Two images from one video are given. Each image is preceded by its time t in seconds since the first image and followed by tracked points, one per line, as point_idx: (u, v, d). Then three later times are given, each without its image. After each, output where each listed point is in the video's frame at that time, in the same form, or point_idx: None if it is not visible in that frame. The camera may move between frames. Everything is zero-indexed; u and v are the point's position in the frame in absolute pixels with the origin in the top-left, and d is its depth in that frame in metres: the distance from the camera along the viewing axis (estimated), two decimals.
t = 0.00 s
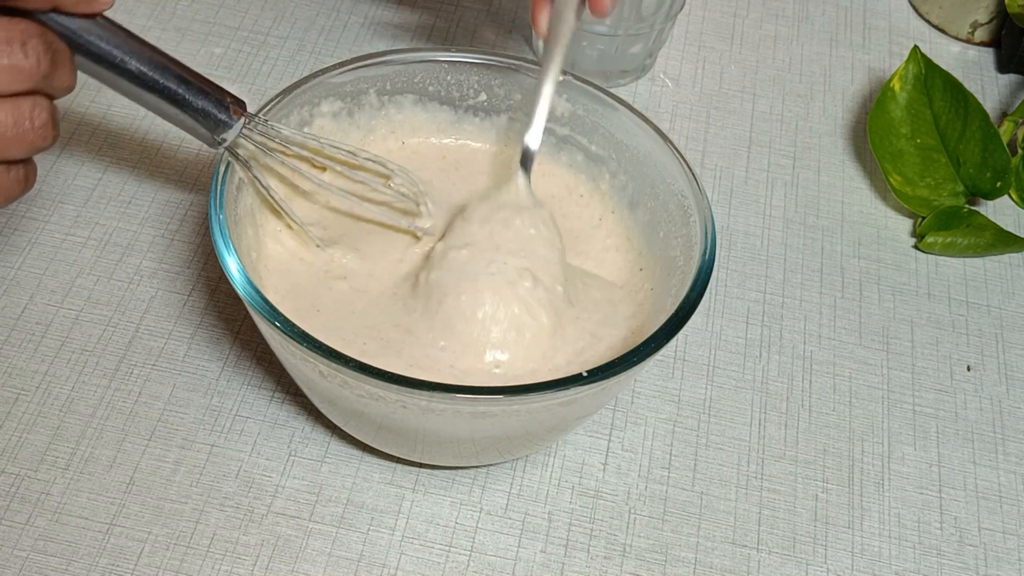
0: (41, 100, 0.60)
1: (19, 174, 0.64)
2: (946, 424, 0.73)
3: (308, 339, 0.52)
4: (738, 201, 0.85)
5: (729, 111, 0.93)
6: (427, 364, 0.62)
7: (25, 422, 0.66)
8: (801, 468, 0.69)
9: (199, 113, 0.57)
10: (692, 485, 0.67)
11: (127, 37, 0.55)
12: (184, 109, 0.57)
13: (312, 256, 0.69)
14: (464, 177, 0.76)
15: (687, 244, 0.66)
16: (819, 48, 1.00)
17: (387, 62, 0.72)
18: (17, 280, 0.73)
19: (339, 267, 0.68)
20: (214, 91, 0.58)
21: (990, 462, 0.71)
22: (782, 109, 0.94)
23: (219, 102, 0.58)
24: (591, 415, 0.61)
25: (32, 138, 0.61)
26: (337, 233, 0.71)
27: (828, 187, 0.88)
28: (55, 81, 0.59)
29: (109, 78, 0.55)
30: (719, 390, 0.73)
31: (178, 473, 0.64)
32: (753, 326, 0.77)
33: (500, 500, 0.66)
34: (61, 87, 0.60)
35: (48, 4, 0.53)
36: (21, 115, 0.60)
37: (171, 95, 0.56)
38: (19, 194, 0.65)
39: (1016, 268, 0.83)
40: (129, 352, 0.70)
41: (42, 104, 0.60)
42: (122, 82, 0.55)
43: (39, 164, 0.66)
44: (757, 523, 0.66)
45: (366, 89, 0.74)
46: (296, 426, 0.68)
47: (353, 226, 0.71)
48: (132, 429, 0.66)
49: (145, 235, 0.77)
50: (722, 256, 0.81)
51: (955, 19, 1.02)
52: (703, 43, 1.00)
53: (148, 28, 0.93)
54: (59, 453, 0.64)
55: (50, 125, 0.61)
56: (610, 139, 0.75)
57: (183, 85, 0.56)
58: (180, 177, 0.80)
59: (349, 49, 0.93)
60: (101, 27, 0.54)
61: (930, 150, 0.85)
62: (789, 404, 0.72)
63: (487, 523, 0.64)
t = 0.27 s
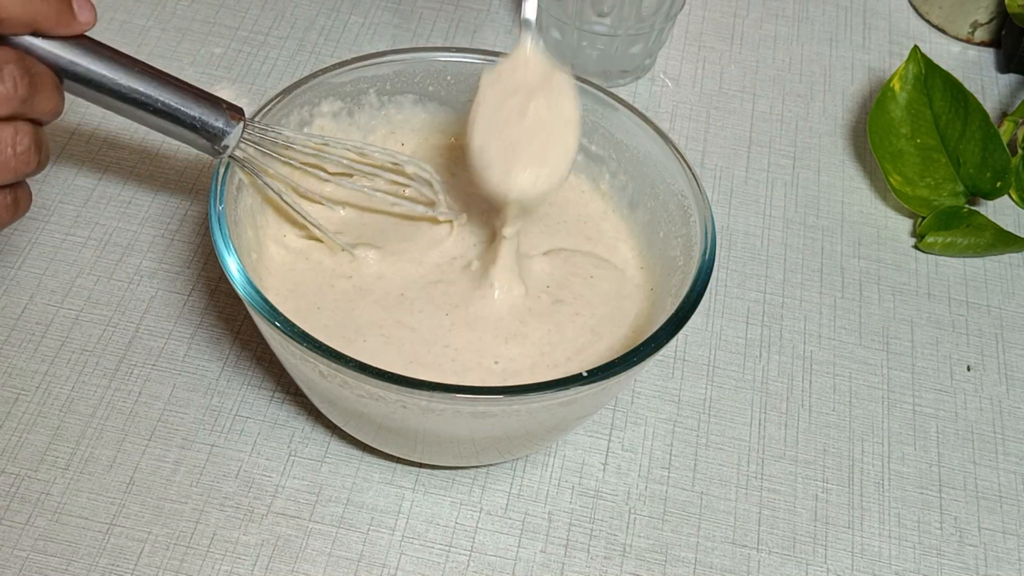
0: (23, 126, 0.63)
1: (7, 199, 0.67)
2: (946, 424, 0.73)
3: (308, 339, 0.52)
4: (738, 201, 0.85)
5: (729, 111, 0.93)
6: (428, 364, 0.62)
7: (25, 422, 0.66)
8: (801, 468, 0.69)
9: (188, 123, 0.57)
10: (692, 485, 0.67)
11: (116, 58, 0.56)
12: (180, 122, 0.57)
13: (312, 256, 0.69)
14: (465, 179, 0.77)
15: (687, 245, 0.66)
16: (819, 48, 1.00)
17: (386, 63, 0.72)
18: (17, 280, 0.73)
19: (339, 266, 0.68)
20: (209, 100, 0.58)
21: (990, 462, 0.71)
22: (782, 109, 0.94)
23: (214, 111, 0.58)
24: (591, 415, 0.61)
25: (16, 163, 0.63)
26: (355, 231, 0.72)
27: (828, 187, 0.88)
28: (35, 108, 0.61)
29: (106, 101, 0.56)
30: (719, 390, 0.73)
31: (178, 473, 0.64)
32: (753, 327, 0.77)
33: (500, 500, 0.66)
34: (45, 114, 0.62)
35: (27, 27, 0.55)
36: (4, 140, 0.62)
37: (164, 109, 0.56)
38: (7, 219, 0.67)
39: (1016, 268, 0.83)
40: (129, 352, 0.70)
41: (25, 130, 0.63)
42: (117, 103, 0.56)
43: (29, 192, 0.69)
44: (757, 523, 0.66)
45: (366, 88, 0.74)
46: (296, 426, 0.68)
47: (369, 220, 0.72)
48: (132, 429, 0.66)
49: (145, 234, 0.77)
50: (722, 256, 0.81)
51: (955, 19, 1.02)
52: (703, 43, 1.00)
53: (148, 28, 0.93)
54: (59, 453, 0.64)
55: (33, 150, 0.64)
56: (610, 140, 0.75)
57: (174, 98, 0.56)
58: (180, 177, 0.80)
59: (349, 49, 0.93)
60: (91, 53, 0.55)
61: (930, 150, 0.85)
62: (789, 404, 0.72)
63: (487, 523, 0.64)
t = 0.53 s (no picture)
0: (11, 130, 0.64)
1: None
2: (946, 424, 0.73)
3: (308, 339, 0.52)
4: (738, 201, 0.85)
5: (729, 111, 0.93)
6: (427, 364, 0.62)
7: (25, 422, 0.66)
8: (801, 468, 0.69)
9: (181, 123, 0.57)
10: (692, 485, 0.67)
11: (106, 66, 0.56)
12: (172, 122, 0.57)
13: (313, 254, 0.69)
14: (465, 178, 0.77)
15: (687, 244, 0.66)
16: (819, 48, 1.00)
17: (387, 62, 0.72)
18: (17, 280, 0.73)
19: (339, 265, 0.68)
20: (202, 99, 0.58)
21: (990, 462, 0.71)
22: (782, 109, 0.94)
23: (208, 109, 0.57)
24: (591, 415, 0.61)
25: (4, 168, 0.64)
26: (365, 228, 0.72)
27: (828, 187, 0.88)
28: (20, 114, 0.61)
29: (103, 107, 0.57)
30: (720, 390, 0.73)
31: (178, 473, 0.64)
32: (753, 327, 0.77)
33: (500, 500, 0.66)
34: (34, 119, 0.63)
35: (13, 34, 0.56)
36: None
37: (158, 112, 0.57)
38: None
39: (1016, 268, 0.83)
40: (129, 352, 0.70)
41: (11, 134, 0.63)
42: (114, 109, 0.57)
43: (21, 197, 0.70)
44: (757, 523, 0.66)
45: (366, 88, 0.74)
46: (296, 426, 0.68)
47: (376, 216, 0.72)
48: (131, 429, 0.66)
49: (145, 234, 0.77)
50: (722, 256, 0.81)
51: (955, 19, 1.02)
52: (703, 43, 1.00)
53: (148, 28, 0.93)
54: (59, 453, 0.64)
55: (21, 155, 0.64)
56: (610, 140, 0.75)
57: (166, 100, 0.57)
58: (180, 177, 0.80)
59: (350, 49, 0.93)
60: (81, 62, 0.56)
61: (930, 150, 0.85)
62: (789, 404, 0.72)
63: (487, 523, 0.64)
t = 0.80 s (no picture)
0: (8, 129, 0.64)
1: None
2: (946, 424, 0.73)
3: (308, 339, 0.52)
4: (738, 201, 0.85)
5: (729, 111, 0.93)
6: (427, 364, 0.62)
7: (25, 422, 0.66)
8: (801, 468, 0.69)
9: (177, 121, 0.57)
10: (691, 485, 0.67)
11: (103, 66, 0.56)
12: (168, 120, 0.57)
13: (313, 253, 0.69)
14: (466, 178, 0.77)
15: (687, 244, 0.66)
16: (819, 48, 1.00)
17: (387, 62, 0.72)
18: (17, 280, 0.73)
19: (339, 264, 0.68)
20: (198, 96, 0.57)
21: (990, 462, 0.71)
22: (782, 109, 0.94)
23: (205, 106, 0.57)
24: (591, 414, 0.61)
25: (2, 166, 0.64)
26: (367, 226, 0.72)
27: (828, 187, 0.88)
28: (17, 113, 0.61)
29: (101, 107, 0.57)
30: (720, 390, 0.73)
31: (178, 473, 0.64)
32: (753, 327, 0.77)
33: (500, 500, 0.66)
34: (31, 119, 0.63)
35: (8, 33, 0.57)
36: None
37: (154, 111, 0.57)
38: None
39: (1016, 268, 0.83)
40: (129, 352, 0.70)
41: (8, 133, 0.63)
42: (112, 109, 0.57)
43: (21, 197, 0.70)
44: (757, 523, 0.66)
45: (366, 88, 0.74)
46: (296, 426, 0.68)
47: (377, 215, 0.72)
48: (131, 429, 0.66)
49: (145, 234, 0.77)
50: (722, 256, 0.81)
51: (955, 19, 1.02)
52: (703, 43, 1.00)
53: (148, 28, 0.92)
54: (59, 453, 0.64)
55: (19, 153, 0.64)
56: (610, 140, 0.75)
57: (163, 98, 0.57)
58: (180, 177, 0.80)
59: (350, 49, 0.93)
60: (79, 63, 0.56)
61: (930, 150, 0.85)
62: (789, 404, 0.72)
63: (487, 523, 0.64)
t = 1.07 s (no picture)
0: (7, 127, 0.63)
1: None
2: (946, 424, 0.73)
3: (308, 340, 0.52)
4: (738, 201, 0.85)
5: (729, 111, 0.93)
6: (426, 364, 0.62)
7: (25, 422, 0.66)
8: (801, 468, 0.69)
9: (177, 118, 0.57)
10: (691, 485, 0.67)
11: (102, 65, 0.56)
12: (168, 118, 0.57)
13: (313, 253, 0.69)
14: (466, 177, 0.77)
15: (687, 243, 0.66)
16: (819, 48, 1.00)
17: (387, 62, 0.72)
18: (17, 279, 0.73)
19: (339, 264, 0.68)
20: (197, 93, 0.57)
21: (990, 462, 0.71)
22: (782, 109, 0.94)
23: (204, 103, 0.57)
24: (591, 414, 0.61)
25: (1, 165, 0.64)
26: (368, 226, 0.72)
27: (828, 187, 0.88)
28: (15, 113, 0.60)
29: (102, 106, 0.57)
30: (720, 390, 0.73)
31: (178, 473, 0.64)
32: (753, 327, 0.77)
33: (500, 500, 0.66)
34: (31, 118, 0.62)
35: (7, 35, 0.56)
36: None
37: (153, 109, 0.57)
38: None
39: (1016, 268, 0.83)
40: (129, 352, 0.70)
41: (8, 132, 0.63)
42: (112, 108, 0.57)
43: (22, 195, 0.69)
44: (757, 522, 0.66)
45: (366, 88, 0.74)
46: (296, 426, 0.68)
47: (378, 215, 0.72)
48: (132, 429, 0.66)
49: (145, 234, 0.77)
50: (722, 256, 0.81)
51: (955, 19, 1.02)
52: (703, 43, 1.00)
53: (148, 28, 0.92)
54: (59, 452, 0.64)
55: (19, 152, 0.64)
56: (609, 140, 0.75)
57: (162, 96, 0.57)
58: (180, 177, 0.80)
59: (350, 49, 0.93)
60: (78, 62, 0.56)
61: (930, 150, 0.85)
62: (789, 404, 0.72)
63: (487, 523, 0.64)
